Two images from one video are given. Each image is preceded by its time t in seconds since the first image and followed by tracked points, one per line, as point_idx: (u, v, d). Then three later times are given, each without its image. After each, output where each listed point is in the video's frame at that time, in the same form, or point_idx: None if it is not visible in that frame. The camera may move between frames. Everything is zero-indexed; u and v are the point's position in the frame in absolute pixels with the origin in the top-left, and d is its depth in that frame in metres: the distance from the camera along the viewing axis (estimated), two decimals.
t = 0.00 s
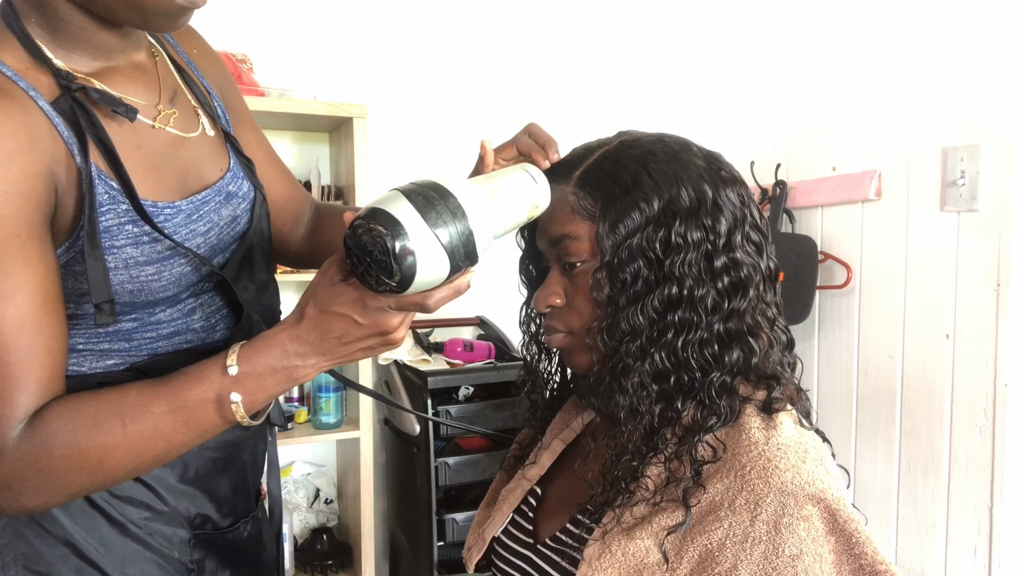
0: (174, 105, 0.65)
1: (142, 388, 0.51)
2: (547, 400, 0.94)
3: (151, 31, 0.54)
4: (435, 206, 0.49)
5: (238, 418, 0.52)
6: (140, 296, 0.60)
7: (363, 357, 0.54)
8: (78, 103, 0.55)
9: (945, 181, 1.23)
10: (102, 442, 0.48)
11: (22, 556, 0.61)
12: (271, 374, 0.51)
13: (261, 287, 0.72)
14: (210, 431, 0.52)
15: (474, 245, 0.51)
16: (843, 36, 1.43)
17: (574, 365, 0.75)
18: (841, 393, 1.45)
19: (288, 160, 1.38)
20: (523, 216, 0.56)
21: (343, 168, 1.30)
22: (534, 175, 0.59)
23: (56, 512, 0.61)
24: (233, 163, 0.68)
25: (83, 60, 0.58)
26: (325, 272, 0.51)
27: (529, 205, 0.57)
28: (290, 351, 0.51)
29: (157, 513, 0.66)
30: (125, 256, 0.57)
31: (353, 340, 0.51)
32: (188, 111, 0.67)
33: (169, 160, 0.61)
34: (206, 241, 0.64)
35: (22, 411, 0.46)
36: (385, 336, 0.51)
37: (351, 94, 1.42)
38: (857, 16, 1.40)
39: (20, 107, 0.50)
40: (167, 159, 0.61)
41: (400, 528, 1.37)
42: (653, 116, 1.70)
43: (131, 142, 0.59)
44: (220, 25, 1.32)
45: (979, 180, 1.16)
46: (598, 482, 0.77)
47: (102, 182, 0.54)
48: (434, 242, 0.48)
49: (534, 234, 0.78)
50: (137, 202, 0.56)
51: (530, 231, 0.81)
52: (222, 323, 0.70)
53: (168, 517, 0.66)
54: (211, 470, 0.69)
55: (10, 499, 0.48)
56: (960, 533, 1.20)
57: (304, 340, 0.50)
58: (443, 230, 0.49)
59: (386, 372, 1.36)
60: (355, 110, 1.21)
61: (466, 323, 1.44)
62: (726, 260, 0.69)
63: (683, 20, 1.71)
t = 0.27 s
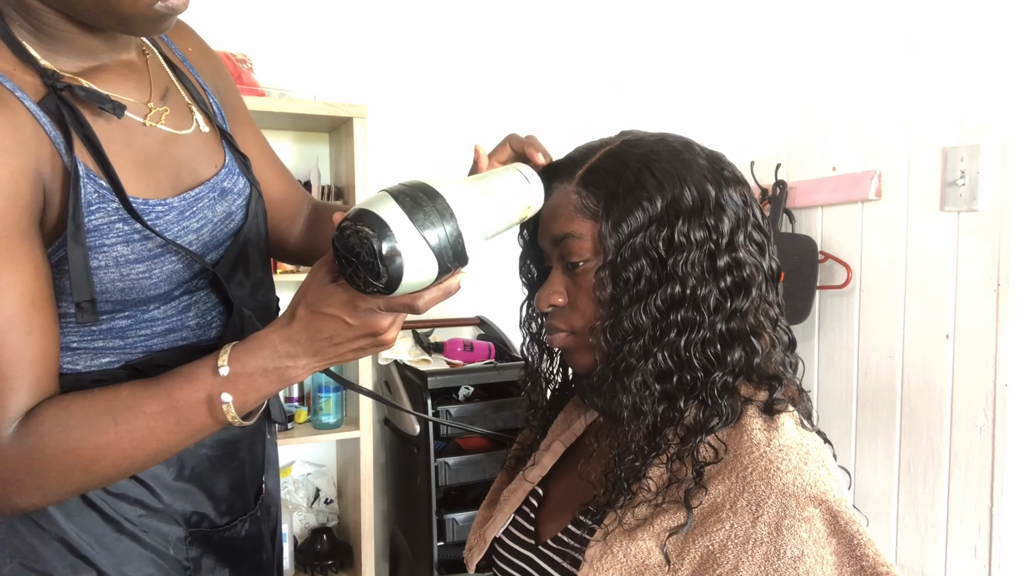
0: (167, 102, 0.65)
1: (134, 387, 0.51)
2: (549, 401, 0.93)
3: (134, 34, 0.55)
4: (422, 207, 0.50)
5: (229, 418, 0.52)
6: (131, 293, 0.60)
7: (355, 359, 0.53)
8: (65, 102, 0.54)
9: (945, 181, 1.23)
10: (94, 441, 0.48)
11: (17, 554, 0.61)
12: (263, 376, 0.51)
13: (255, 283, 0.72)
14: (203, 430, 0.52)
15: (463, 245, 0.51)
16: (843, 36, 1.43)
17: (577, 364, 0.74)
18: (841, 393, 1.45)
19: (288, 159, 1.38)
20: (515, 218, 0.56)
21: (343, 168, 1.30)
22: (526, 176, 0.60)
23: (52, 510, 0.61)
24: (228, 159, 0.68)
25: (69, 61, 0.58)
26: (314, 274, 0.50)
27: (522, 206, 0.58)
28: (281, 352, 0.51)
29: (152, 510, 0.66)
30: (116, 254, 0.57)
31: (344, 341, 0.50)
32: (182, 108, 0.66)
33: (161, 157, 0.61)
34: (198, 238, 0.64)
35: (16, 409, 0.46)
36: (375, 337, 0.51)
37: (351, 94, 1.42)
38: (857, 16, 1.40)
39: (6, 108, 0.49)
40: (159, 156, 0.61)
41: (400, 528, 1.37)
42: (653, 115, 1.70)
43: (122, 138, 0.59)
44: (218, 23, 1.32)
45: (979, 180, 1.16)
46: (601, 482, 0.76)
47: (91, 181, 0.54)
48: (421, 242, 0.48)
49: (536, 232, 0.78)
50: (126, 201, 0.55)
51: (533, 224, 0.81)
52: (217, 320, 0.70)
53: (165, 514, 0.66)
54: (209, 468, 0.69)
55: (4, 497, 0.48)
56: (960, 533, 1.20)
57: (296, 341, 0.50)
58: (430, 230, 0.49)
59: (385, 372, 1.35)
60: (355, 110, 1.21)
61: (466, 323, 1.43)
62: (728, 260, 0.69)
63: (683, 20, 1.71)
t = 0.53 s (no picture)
0: (170, 102, 0.65)
1: (134, 384, 0.51)
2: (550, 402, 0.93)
3: (140, 38, 0.56)
4: (418, 216, 0.48)
5: (227, 418, 0.52)
6: (134, 290, 0.60)
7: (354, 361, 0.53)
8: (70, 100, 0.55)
9: (945, 181, 1.23)
10: (93, 437, 0.48)
11: (18, 551, 0.61)
12: (262, 378, 0.51)
13: (258, 284, 0.72)
14: (201, 429, 0.52)
15: (462, 257, 0.49)
16: (843, 36, 1.43)
17: (577, 363, 0.74)
18: (841, 393, 1.45)
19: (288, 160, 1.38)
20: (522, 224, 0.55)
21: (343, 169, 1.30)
22: (536, 180, 0.58)
23: (53, 508, 0.61)
24: (229, 159, 0.68)
25: (74, 58, 0.58)
26: (313, 277, 0.50)
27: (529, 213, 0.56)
28: (279, 355, 0.51)
29: (153, 509, 0.66)
30: (119, 250, 0.57)
31: (342, 346, 0.50)
32: (184, 108, 0.66)
33: (163, 156, 0.61)
34: (200, 236, 0.64)
35: (16, 403, 0.47)
36: (374, 343, 0.51)
37: (351, 94, 1.42)
38: (857, 16, 1.40)
39: (12, 104, 0.50)
40: (161, 156, 0.61)
41: (400, 528, 1.37)
42: (653, 115, 1.70)
43: (125, 136, 0.59)
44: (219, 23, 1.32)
45: (979, 180, 1.16)
46: (602, 481, 0.76)
47: (94, 177, 0.54)
48: (416, 254, 0.47)
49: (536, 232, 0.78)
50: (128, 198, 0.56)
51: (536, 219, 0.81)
52: (219, 319, 0.70)
53: (165, 513, 0.66)
54: (209, 467, 0.69)
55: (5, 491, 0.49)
56: (960, 532, 1.20)
57: (294, 343, 0.50)
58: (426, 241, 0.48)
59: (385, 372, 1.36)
60: (355, 110, 1.21)
61: (466, 323, 1.44)
62: (729, 260, 0.69)
63: (682, 21, 1.71)
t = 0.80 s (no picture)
0: (176, 104, 0.65)
1: (141, 383, 0.51)
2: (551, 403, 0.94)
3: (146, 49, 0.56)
4: (430, 218, 0.48)
5: (236, 417, 0.52)
6: (140, 289, 0.60)
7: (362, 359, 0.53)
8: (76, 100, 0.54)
9: (945, 181, 1.23)
10: (101, 436, 0.48)
11: (24, 550, 0.61)
12: (269, 376, 0.51)
13: (263, 286, 0.72)
14: (209, 427, 0.52)
15: (472, 260, 0.49)
16: (843, 36, 1.43)
17: (578, 364, 0.74)
18: (841, 393, 1.45)
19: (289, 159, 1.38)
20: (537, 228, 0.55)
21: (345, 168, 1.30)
22: (554, 184, 0.58)
23: (59, 507, 0.61)
24: (235, 161, 0.68)
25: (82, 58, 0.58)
26: (323, 275, 0.50)
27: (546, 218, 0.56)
28: (287, 352, 0.51)
29: (160, 509, 0.66)
30: (126, 250, 0.57)
31: (349, 346, 0.50)
32: (191, 110, 0.66)
33: (170, 156, 0.61)
34: (207, 237, 0.64)
35: (27, 400, 0.46)
36: (382, 344, 0.51)
37: (352, 93, 1.42)
38: (857, 16, 1.40)
39: (19, 103, 0.50)
40: (169, 157, 0.61)
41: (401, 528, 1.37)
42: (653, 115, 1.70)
43: (131, 137, 0.59)
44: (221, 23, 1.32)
45: (979, 180, 1.16)
46: (602, 481, 0.76)
47: (100, 177, 0.54)
48: (425, 256, 0.46)
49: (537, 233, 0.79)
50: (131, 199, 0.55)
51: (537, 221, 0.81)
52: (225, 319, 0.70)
53: (172, 513, 0.66)
54: (214, 468, 0.69)
55: (12, 491, 0.48)
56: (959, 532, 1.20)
57: (302, 342, 0.50)
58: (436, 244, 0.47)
59: (385, 372, 1.36)
60: (355, 110, 1.21)
61: (466, 323, 1.44)
62: (729, 260, 0.69)
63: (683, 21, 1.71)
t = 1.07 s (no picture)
0: (176, 103, 0.65)
1: (149, 377, 0.51)
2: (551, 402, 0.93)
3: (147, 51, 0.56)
4: (441, 201, 0.48)
5: (245, 408, 0.52)
6: (141, 289, 0.60)
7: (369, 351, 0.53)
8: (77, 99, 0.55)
9: (945, 181, 1.23)
10: (107, 432, 0.48)
11: (27, 552, 0.61)
12: (278, 365, 0.51)
13: (263, 287, 0.72)
14: (216, 422, 0.52)
15: (482, 244, 0.49)
16: (842, 36, 1.43)
17: (579, 363, 0.75)
18: (841, 393, 1.45)
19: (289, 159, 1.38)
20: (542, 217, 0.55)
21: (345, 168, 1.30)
22: (555, 176, 0.58)
23: (62, 508, 0.61)
24: (235, 160, 0.68)
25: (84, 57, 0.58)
26: (331, 266, 0.50)
27: (548, 209, 0.56)
28: (296, 342, 0.51)
29: (163, 511, 0.66)
30: (126, 249, 0.57)
31: (358, 333, 0.50)
32: (190, 109, 0.66)
33: (170, 156, 0.61)
34: (207, 236, 0.64)
35: (32, 398, 0.46)
36: (390, 331, 0.51)
37: (353, 93, 1.42)
38: (857, 15, 1.40)
39: (20, 101, 0.49)
40: (170, 155, 0.61)
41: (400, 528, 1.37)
42: (653, 115, 1.70)
43: (131, 137, 0.59)
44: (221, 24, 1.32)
45: (979, 180, 1.16)
46: (603, 482, 0.76)
47: (101, 175, 0.54)
48: (437, 237, 0.46)
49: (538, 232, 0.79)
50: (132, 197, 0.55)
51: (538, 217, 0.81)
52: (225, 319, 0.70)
53: (174, 515, 0.67)
54: (216, 468, 0.69)
55: (17, 488, 0.48)
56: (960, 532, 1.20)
57: (310, 331, 0.50)
58: (447, 225, 0.47)
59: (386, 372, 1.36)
60: (355, 110, 1.21)
61: (467, 323, 1.44)
62: (731, 260, 0.69)
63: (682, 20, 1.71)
